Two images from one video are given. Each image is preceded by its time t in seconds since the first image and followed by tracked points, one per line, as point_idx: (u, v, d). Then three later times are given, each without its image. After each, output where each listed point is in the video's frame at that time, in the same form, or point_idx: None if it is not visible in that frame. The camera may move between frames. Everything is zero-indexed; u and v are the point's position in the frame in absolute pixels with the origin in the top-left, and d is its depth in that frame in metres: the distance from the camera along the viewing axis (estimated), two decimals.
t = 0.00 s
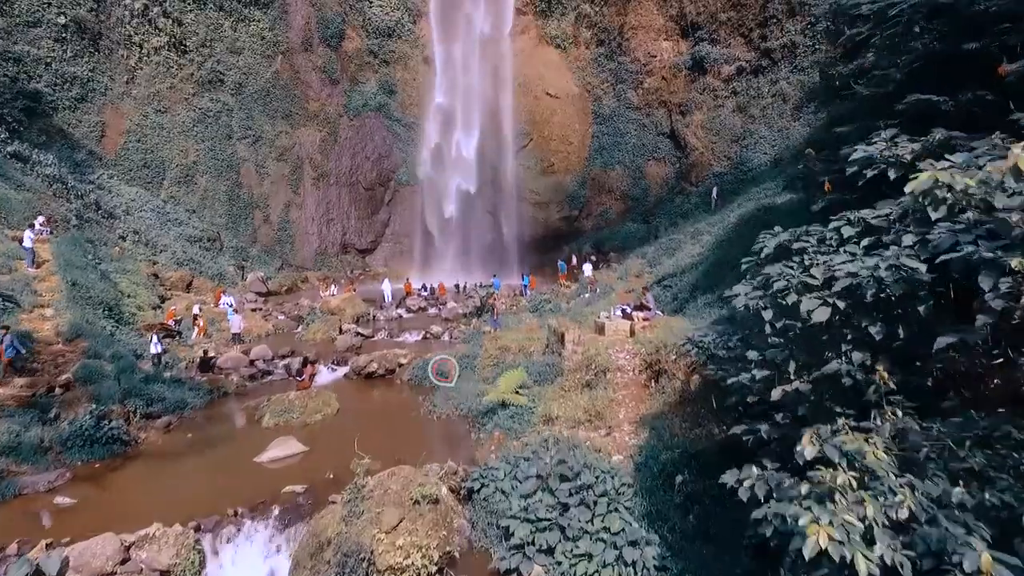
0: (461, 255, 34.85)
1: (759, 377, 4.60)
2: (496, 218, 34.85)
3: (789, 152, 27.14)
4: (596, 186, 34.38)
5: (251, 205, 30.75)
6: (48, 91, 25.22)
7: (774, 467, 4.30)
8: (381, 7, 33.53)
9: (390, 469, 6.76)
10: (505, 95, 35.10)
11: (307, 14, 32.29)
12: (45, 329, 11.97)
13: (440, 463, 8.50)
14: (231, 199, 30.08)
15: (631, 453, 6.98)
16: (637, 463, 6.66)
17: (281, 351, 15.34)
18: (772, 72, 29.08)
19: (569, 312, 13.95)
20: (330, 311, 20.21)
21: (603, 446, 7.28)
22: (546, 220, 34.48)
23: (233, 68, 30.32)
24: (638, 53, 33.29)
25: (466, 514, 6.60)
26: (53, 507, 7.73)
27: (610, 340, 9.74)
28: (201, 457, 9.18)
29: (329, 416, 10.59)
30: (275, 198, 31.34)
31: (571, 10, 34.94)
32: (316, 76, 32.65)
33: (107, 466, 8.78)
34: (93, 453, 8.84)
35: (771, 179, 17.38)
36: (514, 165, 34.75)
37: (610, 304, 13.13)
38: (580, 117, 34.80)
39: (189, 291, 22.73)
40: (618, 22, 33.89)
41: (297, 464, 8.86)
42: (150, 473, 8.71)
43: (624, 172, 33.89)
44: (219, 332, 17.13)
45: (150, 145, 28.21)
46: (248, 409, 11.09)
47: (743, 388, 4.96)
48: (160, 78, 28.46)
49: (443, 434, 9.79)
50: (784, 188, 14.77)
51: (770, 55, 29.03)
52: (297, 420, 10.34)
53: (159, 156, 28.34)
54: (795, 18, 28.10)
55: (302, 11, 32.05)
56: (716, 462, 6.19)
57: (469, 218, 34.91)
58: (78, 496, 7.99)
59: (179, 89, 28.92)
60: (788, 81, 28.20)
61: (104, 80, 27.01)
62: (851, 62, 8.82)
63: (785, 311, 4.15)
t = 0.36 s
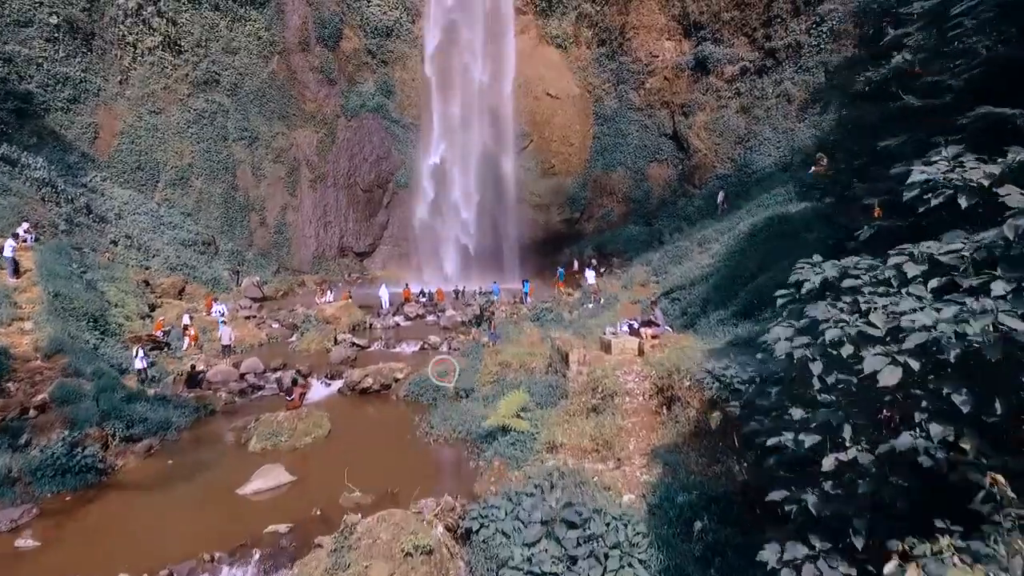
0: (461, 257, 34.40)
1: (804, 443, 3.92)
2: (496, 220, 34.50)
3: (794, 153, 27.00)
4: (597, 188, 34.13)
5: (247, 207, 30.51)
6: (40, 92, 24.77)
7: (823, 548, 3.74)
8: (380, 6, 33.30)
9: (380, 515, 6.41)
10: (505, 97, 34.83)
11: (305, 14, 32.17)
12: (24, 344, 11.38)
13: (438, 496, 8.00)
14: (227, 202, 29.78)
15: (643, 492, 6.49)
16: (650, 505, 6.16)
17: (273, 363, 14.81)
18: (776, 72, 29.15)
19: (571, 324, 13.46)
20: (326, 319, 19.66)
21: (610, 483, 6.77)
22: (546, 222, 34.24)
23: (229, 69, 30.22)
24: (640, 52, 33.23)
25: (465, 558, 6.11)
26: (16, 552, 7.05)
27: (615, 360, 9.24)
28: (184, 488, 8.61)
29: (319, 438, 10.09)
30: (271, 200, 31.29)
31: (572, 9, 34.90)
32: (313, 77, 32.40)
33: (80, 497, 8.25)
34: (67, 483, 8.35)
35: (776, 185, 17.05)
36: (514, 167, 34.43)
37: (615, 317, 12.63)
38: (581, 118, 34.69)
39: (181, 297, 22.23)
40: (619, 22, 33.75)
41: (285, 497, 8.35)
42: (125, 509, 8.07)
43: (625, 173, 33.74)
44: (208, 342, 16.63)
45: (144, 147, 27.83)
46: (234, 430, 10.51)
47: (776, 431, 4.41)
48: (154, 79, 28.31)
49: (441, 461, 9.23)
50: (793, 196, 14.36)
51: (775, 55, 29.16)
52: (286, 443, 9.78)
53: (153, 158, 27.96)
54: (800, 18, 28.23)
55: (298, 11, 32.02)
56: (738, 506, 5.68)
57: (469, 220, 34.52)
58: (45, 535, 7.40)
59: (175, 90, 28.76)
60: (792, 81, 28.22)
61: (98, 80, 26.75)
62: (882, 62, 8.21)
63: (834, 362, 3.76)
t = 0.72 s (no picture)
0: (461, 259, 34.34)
1: (858, 520, 3.63)
2: (496, 222, 34.56)
3: (798, 155, 26.89)
4: (599, 190, 33.90)
5: (243, 209, 30.33)
6: (32, 94, 24.22)
7: None
8: (378, 6, 33.42)
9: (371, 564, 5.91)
10: (505, 100, 35.14)
11: (302, 13, 32.10)
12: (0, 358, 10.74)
13: (435, 530, 7.45)
14: (223, 204, 29.66)
15: (656, 532, 6.07)
16: (664, 549, 5.74)
17: (265, 375, 14.33)
18: (780, 73, 28.95)
19: (575, 336, 13.02)
20: (321, 327, 19.13)
21: (619, 522, 6.31)
22: (547, 224, 34.24)
23: (226, 69, 30.08)
24: (642, 52, 33.09)
25: None
26: None
27: (621, 381, 8.80)
28: (165, 518, 8.19)
29: (308, 461, 9.56)
30: (268, 202, 31.07)
31: (573, 9, 34.50)
32: (310, 77, 32.35)
33: (51, 529, 7.78)
34: (38, 514, 7.89)
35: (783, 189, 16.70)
36: (514, 170, 34.71)
37: (621, 330, 12.21)
38: (581, 119, 34.64)
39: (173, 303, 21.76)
40: (621, 21, 33.43)
41: (269, 529, 7.82)
42: (98, 542, 7.63)
43: (627, 174, 33.52)
44: (198, 351, 16.19)
45: (138, 148, 27.41)
46: (219, 454, 10.01)
47: (821, 490, 4.12)
48: (149, 79, 27.94)
49: (439, 487, 8.70)
50: (804, 202, 13.97)
51: (779, 55, 28.98)
52: (273, 467, 9.27)
53: (147, 159, 27.56)
54: (804, 18, 28.15)
55: (295, 10, 31.83)
56: (762, 553, 5.13)
57: (468, 222, 34.59)
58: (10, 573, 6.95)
59: (170, 91, 28.44)
60: (796, 82, 28.05)
61: (92, 81, 26.29)
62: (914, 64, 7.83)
63: (897, 428, 3.50)
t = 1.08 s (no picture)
0: (462, 261, 33.89)
1: None
2: (497, 225, 34.14)
3: (802, 157, 26.92)
4: (601, 192, 33.69)
5: (239, 212, 30.73)
6: (25, 95, 25.67)
7: None
8: (376, 5, 33.27)
9: None
10: (505, 101, 34.62)
11: (299, 12, 32.27)
12: None
13: (432, 569, 6.97)
14: (218, 207, 30.13)
15: None
16: None
17: (255, 389, 13.73)
18: (784, 73, 28.96)
19: (578, 349, 12.47)
20: (316, 336, 18.55)
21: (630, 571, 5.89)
22: (548, 226, 34.01)
23: (222, 70, 30.64)
24: (644, 52, 32.96)
25: None
26: None
27: (629, 405, 8.33)
28: (127, 556, 7.58)
29: (297, 486, 9.04)
30: (264, 204, 31.35)
31: (573, 8, 34.27)
32: (308, 77, 32.58)
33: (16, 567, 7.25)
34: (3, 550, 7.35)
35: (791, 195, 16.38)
36: (515, 172, 34.30)
37: (628, 346, 11.51)
38: (581, 120, 34.37)
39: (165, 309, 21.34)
40: (623, 21, 33.25)
41: (253, 566, 7.30)
42: None
43: (630, 176, 33.34)
44: (188, 361, 15.64)
45: (132, 149, 28.49)
46: (202, 479, 9.51)
47: None
48: (143, 79, 28.96)
49: (435, 519, 8.10)
50: (816, 209, 13.53)
51: (783, 54, 28.96)
52: (259, 495, 8.76)
53: (141, 161, 28.65)
54: (809, 17, 28.23)
55: (293, 10, 32.16)
56: None
57: (469, 223, 34.12)
58: None
59: (164, 92, 29.36)
60: (801, 82, 28.14)
61: (84, 82, 27.59)
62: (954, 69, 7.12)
63: (998, 530, 3.13)
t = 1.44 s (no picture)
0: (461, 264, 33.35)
1: None
2: (497, 228, 33.71)
3: (808, 159, 26.34)
4: (602, 194, 33.19)
5: (234, 214, 30.17)
6: (14, 96, 25.33)
7: None
8: (374, 4, 32.68)
9: None
10: (504, 102, 34.24)
11: (294, 11, 31.67)
12: None
13: None
14: (212, 210, 29.58)
15: None
16: None
17: (242, 405, 13.12)
18: (790, 73, 28.43)
19: (582, 365, 11.84)
20: (307, 347, 17.83)
21: None
22: (548, 229, 33.60)
23: (216, 69, 30.04)
24: (646, 52, 32.38)
25: None
26: None
27: (639, 436, 7.91)
28: None
29: (279, 521, 8.39)
30: (259, 207, 30.75)
31: (573, 7, 33.81)
32: (304, 78, 31.87)
33: None
34: None
35: (802, 200, 15.80)
36: (514, 174, 33.87)
37: (637, 364, 11.04)
38: (582, 121, 33.87)
39: (153, 318, 20.72)
40: (624, 20, 32.79)
41: None
42: None
43: (631, 178, 32.78)
44: (172, 375, 15.03)
45: (125, 150, 28.01)
46: (181, 510, 8.92)
47: None
48: (135, 79, 28.51)
49: (429, 561, 7.48)
50: (830, 215, 13.04)
51: (788, 54, 28.45)
52: (237, 532, 8.12)
53: (133, 163, 28.14)
54: (815, 16, 27.58)
55: (288, 8, 31.49)
56: None
57: (468, 226, 33.65)
58: None
59: (157, 92, 28.88)
60: (807, 82, 27.54)
61: (75, 82, 27.20)
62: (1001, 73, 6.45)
63: None
